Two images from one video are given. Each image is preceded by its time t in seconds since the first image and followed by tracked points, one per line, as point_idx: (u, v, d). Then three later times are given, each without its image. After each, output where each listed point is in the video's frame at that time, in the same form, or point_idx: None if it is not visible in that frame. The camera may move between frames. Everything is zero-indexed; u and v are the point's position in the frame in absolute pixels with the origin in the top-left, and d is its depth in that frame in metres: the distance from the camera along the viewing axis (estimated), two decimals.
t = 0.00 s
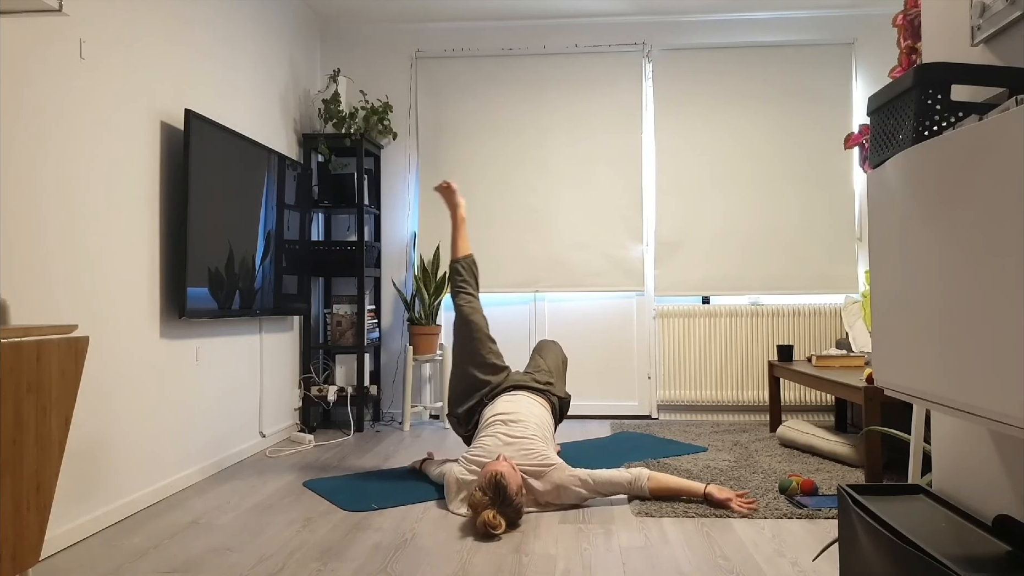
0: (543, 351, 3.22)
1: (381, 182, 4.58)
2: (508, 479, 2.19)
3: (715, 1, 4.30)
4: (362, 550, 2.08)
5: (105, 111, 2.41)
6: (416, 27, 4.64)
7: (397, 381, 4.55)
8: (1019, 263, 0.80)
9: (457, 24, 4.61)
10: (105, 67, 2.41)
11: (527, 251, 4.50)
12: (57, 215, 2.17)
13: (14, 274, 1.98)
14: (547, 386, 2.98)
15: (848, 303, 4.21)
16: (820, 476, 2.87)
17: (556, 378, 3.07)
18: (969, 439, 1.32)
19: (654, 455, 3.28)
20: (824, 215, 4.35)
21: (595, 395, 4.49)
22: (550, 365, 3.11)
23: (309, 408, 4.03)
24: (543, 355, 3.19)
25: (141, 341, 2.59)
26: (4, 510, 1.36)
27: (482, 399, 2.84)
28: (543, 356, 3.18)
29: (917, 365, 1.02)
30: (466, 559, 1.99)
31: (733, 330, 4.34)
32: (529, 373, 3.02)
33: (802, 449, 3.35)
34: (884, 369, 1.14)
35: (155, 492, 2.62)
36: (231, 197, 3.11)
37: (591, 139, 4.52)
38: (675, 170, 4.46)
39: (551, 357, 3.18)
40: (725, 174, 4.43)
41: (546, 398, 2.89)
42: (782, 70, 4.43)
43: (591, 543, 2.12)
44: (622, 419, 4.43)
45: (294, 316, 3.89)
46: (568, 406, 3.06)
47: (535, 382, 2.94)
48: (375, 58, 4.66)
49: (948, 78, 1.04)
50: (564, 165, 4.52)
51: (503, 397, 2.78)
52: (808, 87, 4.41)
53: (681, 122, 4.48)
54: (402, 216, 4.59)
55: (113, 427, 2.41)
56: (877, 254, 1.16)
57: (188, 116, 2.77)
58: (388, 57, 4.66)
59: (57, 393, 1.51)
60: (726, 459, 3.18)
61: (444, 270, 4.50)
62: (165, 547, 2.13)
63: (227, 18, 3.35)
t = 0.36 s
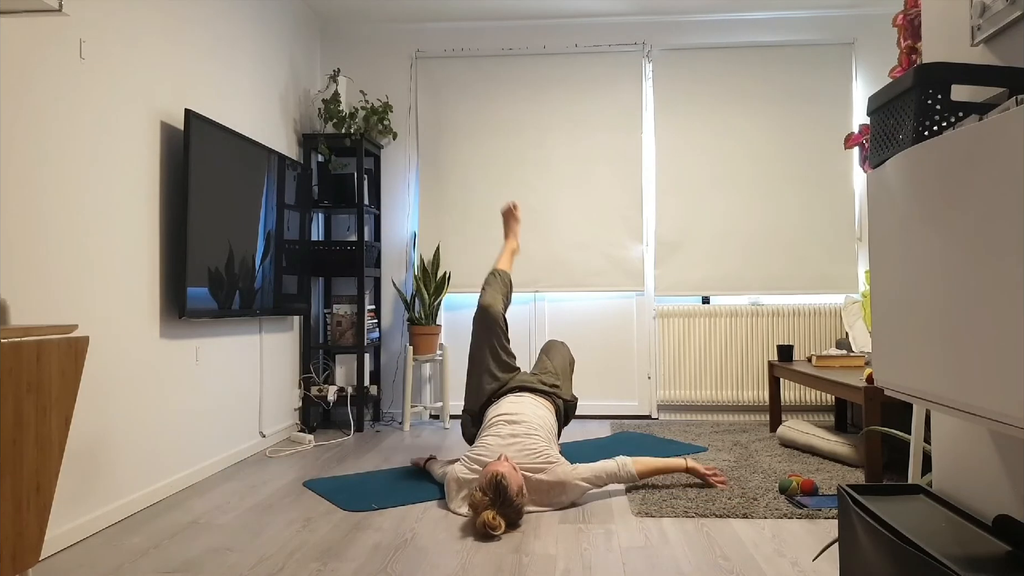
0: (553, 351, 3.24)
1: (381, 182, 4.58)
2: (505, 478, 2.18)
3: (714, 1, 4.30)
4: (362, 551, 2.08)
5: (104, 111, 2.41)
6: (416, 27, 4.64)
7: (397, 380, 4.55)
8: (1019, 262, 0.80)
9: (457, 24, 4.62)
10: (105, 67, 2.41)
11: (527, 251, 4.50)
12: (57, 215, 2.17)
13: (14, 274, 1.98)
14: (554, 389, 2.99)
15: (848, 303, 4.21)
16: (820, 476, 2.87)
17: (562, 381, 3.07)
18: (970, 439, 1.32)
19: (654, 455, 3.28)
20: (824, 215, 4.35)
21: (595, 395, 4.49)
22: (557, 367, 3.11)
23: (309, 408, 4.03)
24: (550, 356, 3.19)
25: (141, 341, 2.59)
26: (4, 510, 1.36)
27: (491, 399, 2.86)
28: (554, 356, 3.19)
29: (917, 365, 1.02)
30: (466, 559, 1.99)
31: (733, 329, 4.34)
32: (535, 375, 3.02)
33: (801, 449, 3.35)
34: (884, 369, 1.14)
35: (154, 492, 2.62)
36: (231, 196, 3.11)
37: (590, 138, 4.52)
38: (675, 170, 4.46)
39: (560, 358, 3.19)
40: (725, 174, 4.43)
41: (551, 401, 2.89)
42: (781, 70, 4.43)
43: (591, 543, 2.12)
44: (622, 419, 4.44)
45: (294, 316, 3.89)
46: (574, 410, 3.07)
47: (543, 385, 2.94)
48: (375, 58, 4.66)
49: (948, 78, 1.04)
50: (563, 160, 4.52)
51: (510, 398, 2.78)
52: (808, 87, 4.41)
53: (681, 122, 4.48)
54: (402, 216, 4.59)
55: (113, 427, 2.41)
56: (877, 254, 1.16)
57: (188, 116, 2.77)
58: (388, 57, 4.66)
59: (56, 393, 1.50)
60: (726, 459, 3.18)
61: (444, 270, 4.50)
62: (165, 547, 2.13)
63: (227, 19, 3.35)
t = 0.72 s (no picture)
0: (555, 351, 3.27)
1: (381, 182, 4.58)
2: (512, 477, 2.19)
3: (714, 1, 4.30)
4: (362, 550, 2.08)
5: (104, 111, 2.41)
6: (415, 27, 4.64)
7: (397, 381, 4.55)
8: (1019, 261, 0.80)
9: (457, 24, 4.61)
10: (105, 68, 2.41)
11: (527, 251, 4.50)
12: (57, 215, 2.17)
13: (14, 274, 1.98)
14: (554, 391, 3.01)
15: (848, 303, 4.21)
16: (820, 476, 2.87)
17: (562, 382, 3.08)
18: (970, 439, 1.32)
19: (654, 455, 3.28)
20: (824, 216, 4.35)
21: (595, 395, 4.49)
22: (558, 368, 3.11)
23: (309, 408, 4.03)
24: (550, 357, 3.19)
25: (141, 341, 2.59)
26: (4, 510, 1.36)
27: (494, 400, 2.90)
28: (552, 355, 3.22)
29: (918, 365, 1.02)
30: (466, 559, 1.99)
31: (733, 329, 4.34)
32: (535, 377, 3.04)
33: (801, 449, 3.35)
34: (884, 370, 1.14)
35: (155, 491, 2.62)
36: (231, 196, 3.11)
37: (590, 138, 4.52)
38: (675, 169, 4.46)
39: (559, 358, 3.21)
40: (725, 174, 4.43)
41: (551, 402, 2.89)
42: (781, 70, 4.43)
43: (591, 543, 2.12)
44: (622, 419, 4.43)
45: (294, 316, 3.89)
46: (574, 410, 3.07)
47: (544, 387, 2.96)
48: (374, 58, 4.66)
49: (947, 78, 1.04)
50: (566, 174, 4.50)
51: (512, 399, 2.80)
52: (808, 87, 4.41)
53: (681, 122, 4.48)
54: (402, 216, 4.59)
55: (113, 427, 2.41)
56: (877, 255, 1.16)
57: (188, 116, 2.77)
58: (388, 57, 4.66)
59: (56, 392, 1.50)
60: (726, 459, 3.18)
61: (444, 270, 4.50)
62: (165, 547, 2.13)
63: (227, 18, 3.35)
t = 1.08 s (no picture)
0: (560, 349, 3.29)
1: (381, 183, 4.58)
2: (512, 477, 2.19)
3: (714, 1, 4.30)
4: (362, 551, 2.07)
5: (104, 112, 2.41)
6: (416, 27, 4.64)
7: (397, 381, 4.55)
8: (1019, 261, 0.80)
9: (457, 24, 4.61)
10: (105, 68, 2.41)
11: (527, 251, 4.50)
12: (58, 216, 2.17)
13: (14, 274, 1.98)
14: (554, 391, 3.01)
15: (848, 302, 4.21)
16: (820, 476, 2.87)
17: (562, 383, 3.08)
18: (970, 439, 1.32)
19: (653, 455, 3.28)
20: (824, 216, 4.35)
21: (595, 395, 4.49)
22: (558, 369, 3.12)
23: (309, 408, 4.03)
24: (551, 357, 3.20)
25: (141, 341, 2.59)
26: (4, 510, 1.36)
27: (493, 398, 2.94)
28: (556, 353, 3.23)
29: (918, 365, 1.02)
30: (466, 559, 1.99)
31: (733, 329, 4.34)
32: (535, 378, 3.06)
33: (801, 449, 3.35)
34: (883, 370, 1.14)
35: (154, 491, 2.62)
36: (231, 196, 3.12)
37: (590, 138, 4.52)
38: (675, 169, 4.46)
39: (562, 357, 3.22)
40: (724, 174, 4.43)
41: (551, 403, 2.90)
42: (781, 70, 4.43)
43: (591, 543, 2.12)
44: (622, 419, 4.43)
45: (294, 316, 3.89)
46: (574, 410, 3.06)
47: (543, 387, 2.96)
48: (374, 58, 4.66)
49: (947, 78, 1.04)
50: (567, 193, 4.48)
51: (512, 399, 2.80)
52: (807, 87, 4.41)
53: (681, 123, 4.48)
54: (402, 216, 4.59)
55: (113, 427, 2.41)
56: (877, 254, 1.16)
57: (188, 116, 2.77)
58: (388, 57, 4.66)
59: (56, 392, 1.50)
60: (726, 459, 3.18)
61: (444, 270, 4.50)
62: (165, 547, 2.13)
63: (227, 18, 3.35)
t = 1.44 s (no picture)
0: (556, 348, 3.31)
1: (381, 183, 4.58)
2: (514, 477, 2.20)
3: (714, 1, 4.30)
4: (362, 551, 2.07)
5: (105, 112, 2.41)
6: (416, 27, 4.64)
7: (397, 381, 4.55)
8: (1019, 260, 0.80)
9: (457, 24, 4.62)
10: (105, 67, 2.41)
11: (527, 251, 4.50)
12: (58, 216, 2.17)
13: (14, 274, 1.98)
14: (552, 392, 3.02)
15: (848, 302, 4.21)
16: (820, 476, 2.87)
17: (561, 385, 3.08)
18: (970, 439, 1.32)
19: (653, 455, 3.29)
20: (824, 216, 4.35)
21: (595, 395, 4.49)
22: (556, 371, 3.12)
23: (309, 408, 4.03)
24: (547, 359, 3.20)
25: (141, 341, 2.59)
26: (4, 509, 1.36)
27: (489, 400, 2.95)
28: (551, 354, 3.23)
29: (918, 365, 1.02)
30: (467, 559, 2.00)
31: (733, 329, 4.34)
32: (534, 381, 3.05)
33: (801, 449, 3.35)
34: (883, 370, 1.14)
35: (154, 491, 2.62)
36: (232, 196, 3.12)
37: (590, 138, 4.52)
38: (675, 169, 4.46)
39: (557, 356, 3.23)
40: (724, 174, 4.43)
41: (549, 404, 2.90)
42: (781, 70, 4.43)
43: (591, 543, 2.12)
44: (622, 419, 4.44)
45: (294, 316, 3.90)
46: (572, 412, 3.06)
47: (542, 389, 2.98)
48: (374, 58, 4.66)
49: (947, 78, 1.04)
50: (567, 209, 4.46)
51: (512, 399, 2.81)
52: (808, 87, 4.41)
53: (681, 123, 4.48)
54: (402, 216, 4.59)
55: (113, 427, 2.41)
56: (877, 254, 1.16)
57: (188, 116, 2.77)
58: (388, 57, 4.66)
59: (56, 392, 1.50)
60: (726, 459, 3.18)
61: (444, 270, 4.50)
62: (165, 547, 2.13)
63: (227, 18, 3.35)
